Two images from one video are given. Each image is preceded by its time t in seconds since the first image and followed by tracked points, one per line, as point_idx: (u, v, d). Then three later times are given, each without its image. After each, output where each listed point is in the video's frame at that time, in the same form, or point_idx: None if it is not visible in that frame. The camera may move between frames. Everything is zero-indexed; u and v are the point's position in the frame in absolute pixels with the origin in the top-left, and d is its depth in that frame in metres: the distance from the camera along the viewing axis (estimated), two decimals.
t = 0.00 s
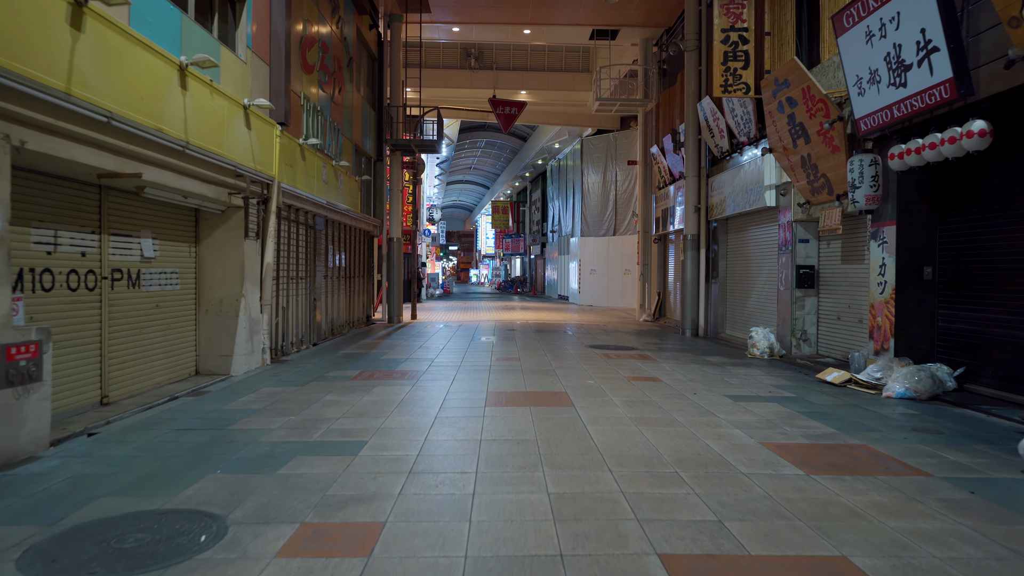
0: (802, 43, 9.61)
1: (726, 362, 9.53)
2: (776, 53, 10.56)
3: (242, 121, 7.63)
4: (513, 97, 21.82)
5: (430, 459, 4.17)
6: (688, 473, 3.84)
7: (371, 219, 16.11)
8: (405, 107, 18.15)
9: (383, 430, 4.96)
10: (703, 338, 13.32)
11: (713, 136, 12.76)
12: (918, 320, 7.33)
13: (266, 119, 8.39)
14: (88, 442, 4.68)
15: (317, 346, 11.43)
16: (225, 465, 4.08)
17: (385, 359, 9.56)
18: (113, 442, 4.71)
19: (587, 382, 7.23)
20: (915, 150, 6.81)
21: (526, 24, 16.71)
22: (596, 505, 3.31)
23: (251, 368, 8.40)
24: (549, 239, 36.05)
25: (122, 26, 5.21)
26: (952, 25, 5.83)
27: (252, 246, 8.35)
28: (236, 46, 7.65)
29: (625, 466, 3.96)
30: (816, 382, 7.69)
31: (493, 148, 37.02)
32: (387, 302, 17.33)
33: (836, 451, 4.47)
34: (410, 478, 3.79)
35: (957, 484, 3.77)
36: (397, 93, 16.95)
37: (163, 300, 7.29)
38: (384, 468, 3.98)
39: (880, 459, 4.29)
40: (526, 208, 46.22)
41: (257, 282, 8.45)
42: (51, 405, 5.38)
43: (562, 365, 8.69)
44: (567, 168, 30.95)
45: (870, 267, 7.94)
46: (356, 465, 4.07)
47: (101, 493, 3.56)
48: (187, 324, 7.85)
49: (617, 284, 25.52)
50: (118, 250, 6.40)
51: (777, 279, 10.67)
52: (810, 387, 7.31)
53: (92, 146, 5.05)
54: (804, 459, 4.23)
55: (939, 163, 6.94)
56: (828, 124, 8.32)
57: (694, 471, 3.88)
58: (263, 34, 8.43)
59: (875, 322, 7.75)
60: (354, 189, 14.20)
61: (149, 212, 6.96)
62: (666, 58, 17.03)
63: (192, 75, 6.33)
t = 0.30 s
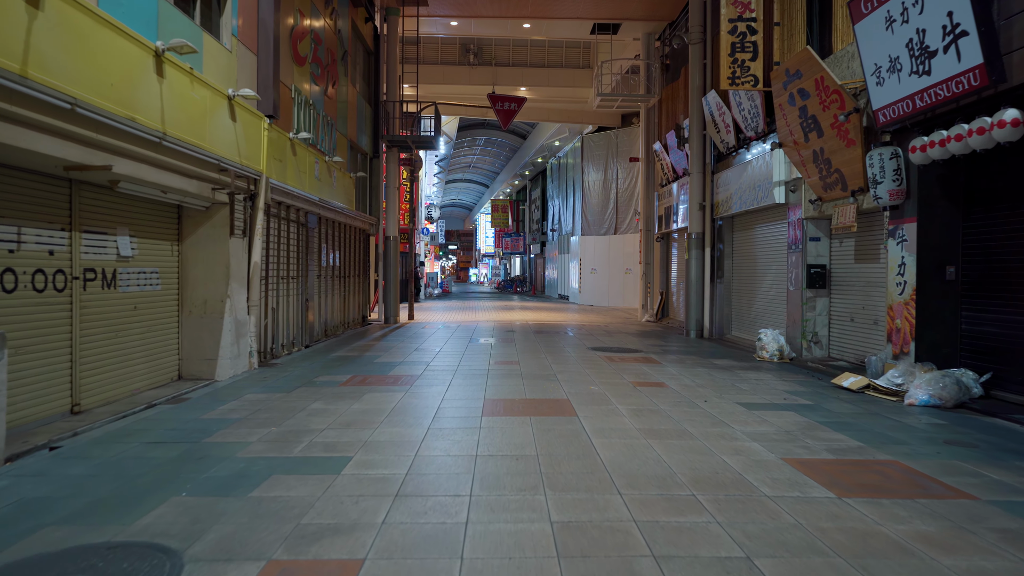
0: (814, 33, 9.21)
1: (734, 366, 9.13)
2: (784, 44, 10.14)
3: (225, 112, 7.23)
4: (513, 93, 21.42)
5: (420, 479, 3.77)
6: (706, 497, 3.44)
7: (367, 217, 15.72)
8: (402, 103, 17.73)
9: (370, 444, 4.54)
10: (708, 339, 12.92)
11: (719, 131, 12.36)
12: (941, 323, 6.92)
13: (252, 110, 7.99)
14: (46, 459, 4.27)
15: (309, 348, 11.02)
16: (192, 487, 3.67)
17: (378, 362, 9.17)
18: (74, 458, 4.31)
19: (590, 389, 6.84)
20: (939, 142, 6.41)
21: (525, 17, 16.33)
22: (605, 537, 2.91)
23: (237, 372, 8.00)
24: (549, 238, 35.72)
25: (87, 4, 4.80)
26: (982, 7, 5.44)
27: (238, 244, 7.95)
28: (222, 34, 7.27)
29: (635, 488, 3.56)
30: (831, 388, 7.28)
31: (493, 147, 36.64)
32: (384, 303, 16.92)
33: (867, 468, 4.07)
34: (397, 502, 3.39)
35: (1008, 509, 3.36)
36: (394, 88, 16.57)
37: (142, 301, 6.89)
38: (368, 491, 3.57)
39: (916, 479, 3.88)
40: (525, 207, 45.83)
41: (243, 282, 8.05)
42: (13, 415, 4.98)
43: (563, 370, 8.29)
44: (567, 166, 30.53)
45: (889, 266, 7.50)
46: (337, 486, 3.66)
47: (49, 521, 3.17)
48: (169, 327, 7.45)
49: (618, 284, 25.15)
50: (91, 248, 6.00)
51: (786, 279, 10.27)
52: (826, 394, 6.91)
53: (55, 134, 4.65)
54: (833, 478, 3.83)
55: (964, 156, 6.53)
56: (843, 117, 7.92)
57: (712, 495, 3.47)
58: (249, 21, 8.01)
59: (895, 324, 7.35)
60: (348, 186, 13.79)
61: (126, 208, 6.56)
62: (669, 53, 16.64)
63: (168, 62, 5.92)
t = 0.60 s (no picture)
0: (828, 18, 8.81)
1: (744, 366, 8.72)
2: (796, 31, 9.74)
3: (208, 97, 6.83)
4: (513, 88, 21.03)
5: (409, 494, 3.37)
6: (731, 516, 3.04)
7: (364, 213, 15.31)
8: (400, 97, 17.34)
9: (357, 453, 4.15)
10: (715, 339, 12.52)
11: (726, 123, 11.96)
12: (967, 321, 6.52)
13: (238, 97, 7.59)
14: None
15: (302, 347, 10.63)
16: (153, 503, 3.27)
17: (372, 363, 8.77)
18: (30, 469, 3.90)
19: (594, 391, 6.43)
20: (969, 127, 5.98)
21: (526, 9, 15.95)
22: (620, 566, 2.51)
23: (223, 373, 7.60)
24: (550, 237, 35.32)
25: None
26: None
27: (223, 238, 7.56)
28: (206, 15, 6.87)
29: (649, 506, 3.16)
30: (850, 390, 6.88)
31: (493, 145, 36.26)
32: (381, 302, 16.52)
33: (906, 481, 3.66)
34: (381, 522, 2.99)
35: None
36: (392, 82, 16.17)
37: (120, 298, 6.49)
38: (348, 509, 3.16)
39: (962, 493, 3.48)
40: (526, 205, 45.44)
41: (228, 278, 7.65)
42: None
43: (565, 371, 7.89)
44: (568, 164, 30.14)
45: (910, 261, 7.15)
46: (313, 503, 3.25)
47: None
48: (150, 325, 7.04)
49: (620, 282, 24.76)
50: (61, 240, 5.59)
51: (797, 276, 9.87)
52: (846, 397, 6.50)
53: (12, 114, 4.22)
54: (870, 493, 3.43)
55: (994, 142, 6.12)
56: (862, 104, 7.52)
57: (737, 513, 3.07)
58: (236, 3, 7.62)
59: (918, 322, 6.95)
60: (343, 180, 13.38)
61: (101, 198, 6.16)
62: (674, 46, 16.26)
63: (143, 40, 5.52)
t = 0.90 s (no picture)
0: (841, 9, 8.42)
1: (755, 372, 8.33)
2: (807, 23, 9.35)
3: (190, 90, 6.46)
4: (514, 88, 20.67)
5: (394, 524, 2.99)
6: (760, 554, 2.66)
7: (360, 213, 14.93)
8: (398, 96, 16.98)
9: (340, 473, 3.77)
10: (722, 342, 12.13)
11: (733, 120, 11.58)
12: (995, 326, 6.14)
13: (223, 90, 7.22)
14: None
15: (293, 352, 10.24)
16: (104, 536, 2.90)
17: (367, 369, 8.41)
18: None
19: (598, 400, 6.05)
20: (998, 118, 5.58)
21: (527, 5, 15.59)
22: None
23: (207, 381, 7.22)
24: (551, 238, 34.96)
25: None
26: None
27: (207, 238, 7.19)
28: (188, 3, 6.50)
29: (665, 540, 2.78)
30: (870, 399, 6.49)
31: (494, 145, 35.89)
32: (378, 304, 16.15)
33: (949, 508, 3.29)
34: (360, 560, 2.62)
35: None
36: (390, 81, 15.81)
37: (96, 302, 6.12)
38: (323, 544, 2.78)
39: (1015, 522, 3.10)
40: (527, 207, 45.07)
41: (213, 281, 7.27)
42: None
43: (567, 378, 7.50)
44: (569, 165, 29.78)
45: (931, 263, 6.79)
46: (285, 536, 2.87)
47: None
48: (129, 330, 6.67)
49: (622, 284, 24.40)
50: (28, 240, 5.21)
51: (808, 278, 9.49)
52: (866, 407, 6.12)
53: None
54: (911, 523, 3.05)
55: None
56: (880, 97, 7.14)
57: (765, 549, 2.70)
58: None
59: (942, 327, 6.57)
60: (338, 180, 13.01)
61: (73, 195, 5.79)
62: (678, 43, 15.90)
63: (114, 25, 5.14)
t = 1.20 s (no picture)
0: None
1: (768, 374, 7.93)
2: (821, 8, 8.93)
3: (168, 74, 6.05)
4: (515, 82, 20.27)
5: (375, 558, 2.59)
6: None
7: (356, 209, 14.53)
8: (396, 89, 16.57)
9: (319, 493, 3.37)
10: (729, 342, 11.72)
11: (742, 111, 11.16)
12: None
13: (206, 76, 6.81)
14: None
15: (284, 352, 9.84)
16: (38, 571, 2.51)
17: (359, 370, 8.01)
18: None
19: (604, 406, 5.65)
20: None
21: None
22: None
23: (190, 384, 6.82)
24: (553, 236, 34.53)
25: None
26: None
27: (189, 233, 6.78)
28: None
29: None
30: (893, 404, 6.09)
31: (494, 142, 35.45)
32: (375, 302, 15.74)
33: (1008, 535, 2.89)
34: None
35: None
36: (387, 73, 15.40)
37: (67, 301, 5.72)
38: None
39: None
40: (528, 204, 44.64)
41: (196, 278, 6.87)
42: None
43: (570, 381, 7.10)
44: (571, 161, 29.37)
45: (957, 259, 6.39)
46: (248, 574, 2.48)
47: None
48: (105, 331, 6.27)
49: (624, 282, 23.99)
50: None
51: (822, 275, 9.08)
52: (890, 412, 5.72)
53: None
54: (968, 555, 2.66)
55: None
56: (903, 83, 6.73)
57: None
58: None
59: (970, 327, 6.16)
60: (333, 174, 12.60)
61: (40, 186, 5.39)
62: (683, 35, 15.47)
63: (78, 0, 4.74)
